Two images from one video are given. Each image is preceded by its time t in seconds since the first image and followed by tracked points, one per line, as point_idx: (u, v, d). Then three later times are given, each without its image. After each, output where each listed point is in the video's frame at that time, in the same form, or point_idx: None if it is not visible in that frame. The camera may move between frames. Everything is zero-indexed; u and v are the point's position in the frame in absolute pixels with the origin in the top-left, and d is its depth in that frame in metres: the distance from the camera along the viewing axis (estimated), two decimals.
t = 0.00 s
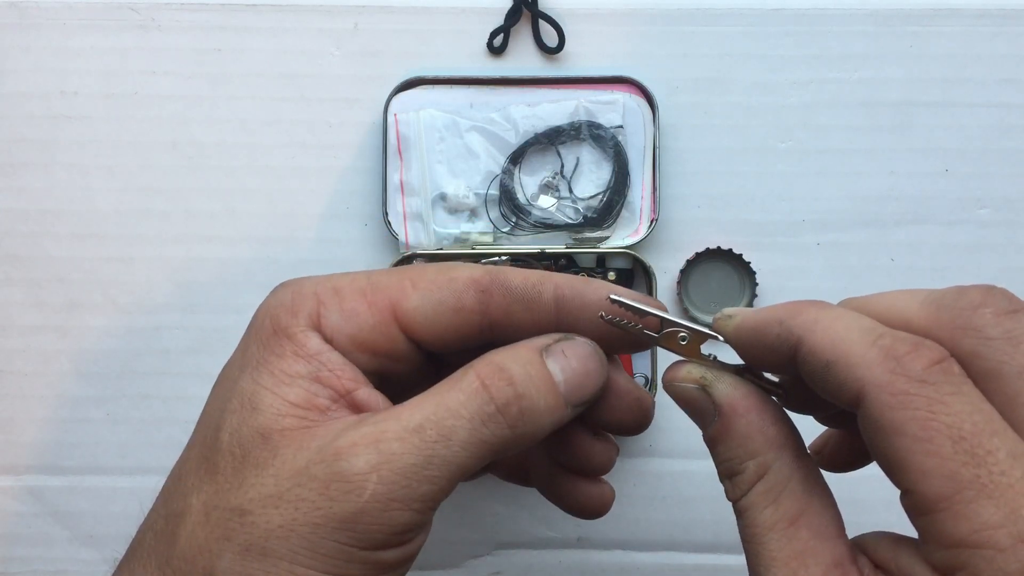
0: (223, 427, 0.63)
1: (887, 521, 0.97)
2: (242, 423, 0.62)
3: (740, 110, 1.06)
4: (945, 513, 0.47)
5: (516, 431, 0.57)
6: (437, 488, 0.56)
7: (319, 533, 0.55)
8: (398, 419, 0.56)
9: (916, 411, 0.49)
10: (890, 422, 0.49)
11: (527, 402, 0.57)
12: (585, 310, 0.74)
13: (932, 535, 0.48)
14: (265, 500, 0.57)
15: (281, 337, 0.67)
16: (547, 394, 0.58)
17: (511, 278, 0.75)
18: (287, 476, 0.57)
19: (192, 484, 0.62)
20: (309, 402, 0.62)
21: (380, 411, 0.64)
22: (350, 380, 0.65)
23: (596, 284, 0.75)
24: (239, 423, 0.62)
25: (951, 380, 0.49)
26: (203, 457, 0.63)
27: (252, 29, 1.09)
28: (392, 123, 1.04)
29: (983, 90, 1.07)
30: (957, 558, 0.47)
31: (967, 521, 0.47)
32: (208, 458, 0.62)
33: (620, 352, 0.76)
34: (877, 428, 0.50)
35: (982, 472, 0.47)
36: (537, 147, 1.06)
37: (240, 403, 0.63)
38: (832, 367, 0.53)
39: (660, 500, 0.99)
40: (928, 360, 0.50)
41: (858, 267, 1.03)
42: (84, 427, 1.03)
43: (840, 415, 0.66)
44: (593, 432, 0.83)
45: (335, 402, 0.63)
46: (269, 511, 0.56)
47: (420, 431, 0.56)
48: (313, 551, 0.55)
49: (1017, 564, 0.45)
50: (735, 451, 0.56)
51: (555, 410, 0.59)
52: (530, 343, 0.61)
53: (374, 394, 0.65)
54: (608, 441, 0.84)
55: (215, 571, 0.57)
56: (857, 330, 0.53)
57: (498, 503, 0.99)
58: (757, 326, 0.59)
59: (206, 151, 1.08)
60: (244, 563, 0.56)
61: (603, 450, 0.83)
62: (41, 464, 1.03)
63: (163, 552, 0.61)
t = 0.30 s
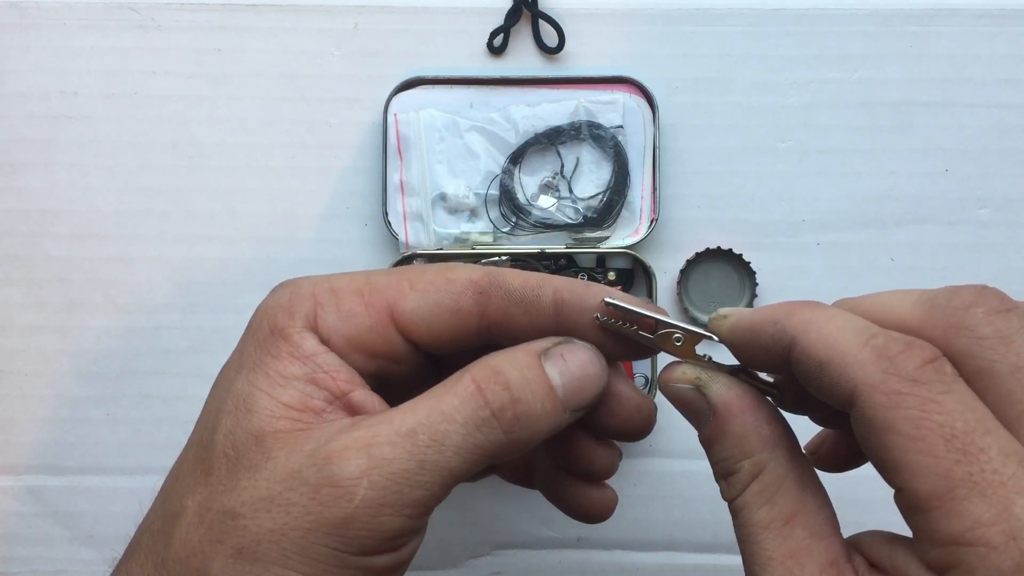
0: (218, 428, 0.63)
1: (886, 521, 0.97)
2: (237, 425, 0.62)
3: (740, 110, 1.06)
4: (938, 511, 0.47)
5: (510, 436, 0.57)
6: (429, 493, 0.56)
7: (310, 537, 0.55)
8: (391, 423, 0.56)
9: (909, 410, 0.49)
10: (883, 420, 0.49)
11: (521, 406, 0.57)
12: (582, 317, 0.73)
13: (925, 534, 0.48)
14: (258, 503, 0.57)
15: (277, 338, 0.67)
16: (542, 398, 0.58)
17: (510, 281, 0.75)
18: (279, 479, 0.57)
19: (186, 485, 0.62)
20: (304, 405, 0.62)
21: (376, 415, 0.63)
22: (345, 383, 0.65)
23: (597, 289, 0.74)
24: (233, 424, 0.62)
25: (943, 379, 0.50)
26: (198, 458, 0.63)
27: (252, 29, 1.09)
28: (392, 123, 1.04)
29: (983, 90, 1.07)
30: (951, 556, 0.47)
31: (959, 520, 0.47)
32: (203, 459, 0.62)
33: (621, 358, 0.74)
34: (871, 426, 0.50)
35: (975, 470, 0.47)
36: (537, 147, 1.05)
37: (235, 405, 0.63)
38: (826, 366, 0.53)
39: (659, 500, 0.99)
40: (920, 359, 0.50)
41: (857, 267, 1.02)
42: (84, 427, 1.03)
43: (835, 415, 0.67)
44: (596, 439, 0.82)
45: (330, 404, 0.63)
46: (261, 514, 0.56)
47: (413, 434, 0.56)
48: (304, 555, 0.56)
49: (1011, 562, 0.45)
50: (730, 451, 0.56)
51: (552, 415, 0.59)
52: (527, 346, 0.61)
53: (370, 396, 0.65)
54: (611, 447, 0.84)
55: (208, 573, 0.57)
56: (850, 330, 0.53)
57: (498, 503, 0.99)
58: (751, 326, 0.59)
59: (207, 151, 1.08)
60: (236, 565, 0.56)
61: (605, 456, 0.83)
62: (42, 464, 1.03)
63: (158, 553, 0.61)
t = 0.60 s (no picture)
0: (218, 429, 0.63)
1: (886, 521, 0.97)
2: (236, 426, 0.62)
3: (740, 110, 1.06)
4: (943, 510, 0.47)
5: (510, 436, 0.57)
6: (428, 494, 0.56)
7: (309, 539, 0.55)
8: (391, 423, 0.56)
9: (914, 409, 0.49)
10: (888, 420, 0.49)
11: (521, 407, 0.57)
12: (581, 316, 0.73)
13: (930, 533, 0.48)
14: (257, 504, 0.57)
15: (276, 339, 0.67)
16: (542, 399, 0.58)
17: (509, 280, 0.75)
18: (278, 481, 0.57)
19: (186, 486, 0.62)
20: (304, 405, 0.62)
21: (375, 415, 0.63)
22: (344, 384, 0.65)
23: (598, 290, 0.74)
24: (233, 425, 0.62)
25: (949, 378, 0.50)
26: (198, 458, 0.63)
27: (252, 29, 1.09)
28: (392, 123, 1.04)
29: (983, 90, 1.07)
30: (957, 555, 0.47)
31: (965, 519, 0.47)
32: (202, 460, 0.62)
33: (621, 359, 0.74)
34: (875, 426, 0.50)
35: (980, 469, 0.47)
36: (537, 147, 1.06)
37: (234, 405, 0.63)
38: (830, 364, 0.53)
39: (659, 500, 0.99)
40: (926, 358, 0.50)
41: (858, 267, 1.02)
42: (84, 427, 1.03)
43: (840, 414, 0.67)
44: (596, 439, 0.82)
45: (330, 405, 0.63)
46: (260, 515, 0.56)
47: (412, 435, 0.56)
48: (303, 556, 0.56)
49: (1016, 562, 0.45)
50: (732, 450, 0.56)
51: (551, 416, 0.59)
52: (526, 346, 0.61)
53: (369, 397, 0.65)
54: (613, 447, 0.83)
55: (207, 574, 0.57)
56: (855, 328, 0.53)
57: (499, 504, 0.99)
58: (756, 324, 0.59)
59: (206, 151, 1.08)
60: (235, 566, 0.56)
61: (605, 456, 0.83)
62: (42, 464, 1.03)
63: (158, 554, 0.61)
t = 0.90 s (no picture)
0: (215, 427, 0.63)
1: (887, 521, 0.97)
2: (233, 424, 0.62)
3: (739, 110, 1.06)
4: (985, 488, 0.46)
5: (505, 431, 0.57)
6: (424, 490, 0.56)
7: (305, 536, 0.55)
8: (386, 420, 0.56)
9: (959, 386, 0.48)
10: (933, 396, 0.49)
11: (516, 401, 0.57)
12: (576, 311, 0.73)
13: (969, 512, 0.47)
14: (253, 501, 0.57)
15: (273, 337, 0.68)
16: (537, 393, 0.58)
17: (505, 274, 0.75)
18: (274, 478, 0.57)
19: (183, 485, 0.62)
20: (300, 403, 0.62)
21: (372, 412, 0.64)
22: (341, 381, 0.65)
23: (593, 284, 0.74)
24: (230, 424, 0.62)
25: (992, 357, 0.49)
26: (195, 457, 0.63)
27: (252, 29, 1.10)
28: (392, 123, 1.04)
29: (982, 90, 1.07)
30: (984, 539, 0.46)
31: (1006, 497, 0.46)
32: (199, 458, 0.62)
33: (618, 354, 0.75)
34: (920, 402, 0.49)
35: None
36: (537, 147, 1.06)
37: (231, 404, 0.63)
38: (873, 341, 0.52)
39: (660, 500, 0.99)
40: (969, 338, 0.50)
41: (858, 267, 1.02)
42: (84, 427, 1.03)
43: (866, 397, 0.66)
44: (593, 435, 0.83)
45: (326, 402, 0.64)
46: (256, 513, 0.56)
47: (407, 431, 0.56)
48: (299, 553, 0.55)
49: None
50: (762, 431, 0.55)
51: (546, 410, 0.59)
52: (522, 341, 0.61)
53: (366, 394, 0.65)
54: (609, 442, 0.84)
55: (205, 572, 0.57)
56: (897, 306, 0.53)
57: (499, 503, 0.99)
58: (793, 301, 0.57)
59: (207, 151, 1.08)
60: (233, 565, 0.56)
61: (602, 452, 0.83)
62: (42, 464, 1.03)
63: (156, 553, 0.61)
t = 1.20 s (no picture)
0: (216, 427, 0.63)
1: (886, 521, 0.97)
2: (234, 424, 0.62)
3: (740, 110, 1.06)
4: (971, 494, 0.47)
5: (505, 430, 0.57)
6: (425, 491, 0.56)
7: (306, 537, 0.55)
8: (386, 420, 0.56)
9: (947, 390, 0.49)
10: (920, 400, 0.49)
11: (516, 400, 0.57)
12: (575, 305, 0.74)
13: (954, 516, 0.47)
14: (253, 502, 0.57)
15: (273, 337, 0.67)
16: (538, 392, 0.57)
17: (504, 268, 0.75)
18: (274, 479, 0.57)
19: (184, 485, 0.62)
20: (301, 402, 0.62)
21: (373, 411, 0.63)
22: (341, 379, 0.65)
23: (592, 278, 0.74)
24: (232, 424, 0.62)
25: (982, 361, 0.49)
26: (196, 457, 0.63)
27: (252, 29, 1.10)
28: (392, 123, 1.04)
29: (982, 90, 1.07)
30: (970, 545, 0.47)
31: (991, 503, 0.46)
32: (200, 458, 0.62)
33: (618, 349, 0.75)
34: (905, 406, 0.50)
35: (1011, 454, 0.47)
36: (537, 147, 1.06)
37: (232, 404, 0.63)
38: (861, 344, 0.53)
39: (659, 500, 0.99)
40: (960, 341, 0.50)
41: (858, 267, 1.02)
42: (84, 427, 1.03)
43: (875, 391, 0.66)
44: (593, 431, 0.83)
45: (327, 401, 0.63)
46: (256, 513, 0.56)
47: (407, 432, 0.55)
48: (300, 554, 0.56)
49: None
50: (750, 439, 0.55)
51: (547, 408, 0.58)
52: (524, 338, 0.61)
53: (367, 392, 0.65)
54: (609, 437, 0.84)
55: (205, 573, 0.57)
56: (887, 309, 0.53)
57: (498, 503, 0.99)
58: (781, 306, 0.59)
59: (207, 151, 1.08)
60: (233, 565, 0.56)
61: (603, 447, 0.84)
62: (42, 464, 1.03)
63: (156, 553, 0.61)
